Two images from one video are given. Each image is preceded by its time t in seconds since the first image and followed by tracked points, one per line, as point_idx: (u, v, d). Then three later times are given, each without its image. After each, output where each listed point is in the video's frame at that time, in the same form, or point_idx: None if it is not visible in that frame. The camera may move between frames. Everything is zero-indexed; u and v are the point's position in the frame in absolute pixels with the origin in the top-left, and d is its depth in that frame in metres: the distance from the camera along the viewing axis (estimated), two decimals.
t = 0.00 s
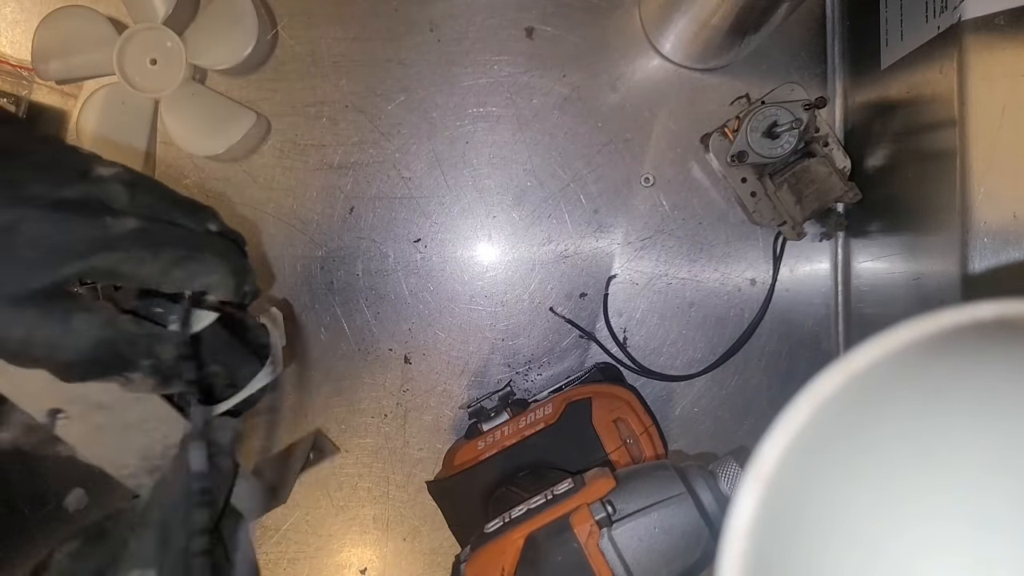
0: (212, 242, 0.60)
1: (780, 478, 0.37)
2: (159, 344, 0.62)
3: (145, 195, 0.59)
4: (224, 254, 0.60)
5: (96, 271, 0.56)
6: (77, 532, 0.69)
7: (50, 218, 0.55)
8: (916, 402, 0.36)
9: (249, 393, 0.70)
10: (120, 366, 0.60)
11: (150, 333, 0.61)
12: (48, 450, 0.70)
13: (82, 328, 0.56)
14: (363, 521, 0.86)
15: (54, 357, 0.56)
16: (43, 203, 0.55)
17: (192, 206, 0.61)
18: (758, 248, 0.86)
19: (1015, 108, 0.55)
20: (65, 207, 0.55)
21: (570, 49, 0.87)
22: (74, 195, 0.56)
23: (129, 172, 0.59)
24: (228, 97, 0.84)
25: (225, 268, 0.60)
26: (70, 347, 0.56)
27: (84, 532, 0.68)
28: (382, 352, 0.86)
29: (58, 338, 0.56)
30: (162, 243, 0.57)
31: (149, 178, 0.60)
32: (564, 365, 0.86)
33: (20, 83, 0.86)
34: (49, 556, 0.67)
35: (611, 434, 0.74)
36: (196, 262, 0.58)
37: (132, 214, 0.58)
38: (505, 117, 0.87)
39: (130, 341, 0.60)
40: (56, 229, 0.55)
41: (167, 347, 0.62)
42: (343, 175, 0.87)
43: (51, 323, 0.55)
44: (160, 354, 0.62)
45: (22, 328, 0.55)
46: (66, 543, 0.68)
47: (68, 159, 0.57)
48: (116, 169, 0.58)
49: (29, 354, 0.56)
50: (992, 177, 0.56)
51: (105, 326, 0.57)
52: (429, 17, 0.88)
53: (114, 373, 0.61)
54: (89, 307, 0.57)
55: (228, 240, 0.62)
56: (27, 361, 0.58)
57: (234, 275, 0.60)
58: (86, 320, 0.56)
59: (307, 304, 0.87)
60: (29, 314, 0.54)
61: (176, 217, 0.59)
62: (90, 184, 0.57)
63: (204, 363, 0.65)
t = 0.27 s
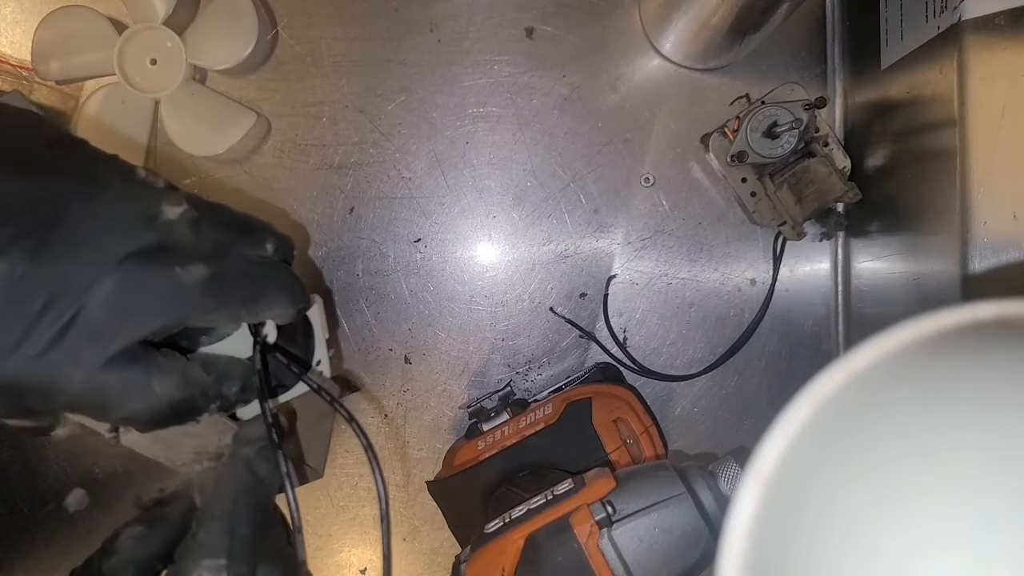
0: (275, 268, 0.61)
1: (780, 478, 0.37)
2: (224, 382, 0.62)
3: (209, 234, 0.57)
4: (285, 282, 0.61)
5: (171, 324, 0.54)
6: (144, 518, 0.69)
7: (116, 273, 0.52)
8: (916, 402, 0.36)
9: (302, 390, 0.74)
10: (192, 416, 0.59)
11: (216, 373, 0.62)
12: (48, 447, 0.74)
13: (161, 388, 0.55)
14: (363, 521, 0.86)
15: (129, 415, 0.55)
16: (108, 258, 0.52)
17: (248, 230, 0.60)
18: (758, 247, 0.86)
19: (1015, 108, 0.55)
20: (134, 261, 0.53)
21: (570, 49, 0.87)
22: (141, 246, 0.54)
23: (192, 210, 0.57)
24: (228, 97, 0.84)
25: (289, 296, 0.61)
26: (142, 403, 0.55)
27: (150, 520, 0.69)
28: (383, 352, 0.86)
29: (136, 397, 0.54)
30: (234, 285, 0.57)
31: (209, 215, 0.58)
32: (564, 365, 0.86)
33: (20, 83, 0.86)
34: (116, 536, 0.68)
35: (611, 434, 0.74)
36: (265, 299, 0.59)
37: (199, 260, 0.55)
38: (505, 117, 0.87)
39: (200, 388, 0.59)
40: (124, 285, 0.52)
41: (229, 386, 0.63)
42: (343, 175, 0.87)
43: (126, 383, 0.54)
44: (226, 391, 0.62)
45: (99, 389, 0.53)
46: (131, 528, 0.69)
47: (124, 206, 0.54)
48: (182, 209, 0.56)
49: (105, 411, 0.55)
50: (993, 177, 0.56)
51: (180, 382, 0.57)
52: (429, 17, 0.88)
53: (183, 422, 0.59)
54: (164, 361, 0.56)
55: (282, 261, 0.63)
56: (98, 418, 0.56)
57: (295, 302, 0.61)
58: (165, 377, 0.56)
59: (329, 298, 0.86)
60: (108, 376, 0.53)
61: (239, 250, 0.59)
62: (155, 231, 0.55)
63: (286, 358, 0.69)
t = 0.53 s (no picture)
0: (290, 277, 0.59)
1: (780, 478, 0.37)
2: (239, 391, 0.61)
3: (230, 243, 0.55)
4: (303, 291, 0.59)
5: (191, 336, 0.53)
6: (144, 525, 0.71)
7: (137, 286, 0.51)
8: (916, 401, 0.36)
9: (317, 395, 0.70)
10: (206, 425, 0.59)
11: (233, 382, 0.61)
12: (49, 444, 0.69)
13: (180, 400, 0.54)
14: (363, 521, 0.86)
15: (147, 426, 0.54)
16: (130, 270, 0.51)
17: (267, 238, 0.58)
18: (758, 247, 0.86)
19: (1015, 108, 0.55)
20: (155, 273, 0.51)
21: (570, 49, 0.87)
22: (162, 256, 0.52)
23: (212, 218, 0.55)
24: (228, 97, 0.84)
25: (306, 305, 0.59)
26: (162, 415, 0.54)
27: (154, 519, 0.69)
28: (383, 352, 0.86)
29: (157, 410, 0.54)
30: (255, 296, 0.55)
31: (229, 223, 0.56)
32: (565, 365, 0.86)
33: (20, 83, 0.86)
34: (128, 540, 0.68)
35: (611, 434, 0.74)
36: (284, 309, 0.57)
37: (219, 270, 0.54)
38: (505, 117, 0.87)
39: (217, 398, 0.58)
40: (145, 298, 0.51)
41: (244, 394, 0.62)
42: (343, 175, 0.87)
43: (147, 396, 0.52)
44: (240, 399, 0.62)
45: (119, 404, 0.52)
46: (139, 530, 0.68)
47: (145, 216, 0.52)
48: (202, 218, 0.54)
49: (125, 423, 0.53)
50: (993, 177, 0.55)
51: (198, 394, 0.56)
52: (429, 17, 0.88)
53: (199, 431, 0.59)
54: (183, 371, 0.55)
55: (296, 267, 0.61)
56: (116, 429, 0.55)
57: (311, 310, 0.60)
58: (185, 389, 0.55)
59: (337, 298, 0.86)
60: (129, 390, 0.52)
61: (258, 259, 0.57)
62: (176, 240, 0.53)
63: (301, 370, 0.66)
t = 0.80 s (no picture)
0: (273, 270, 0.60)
1: (780, 478, 0.37)
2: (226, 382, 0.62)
3: (215, 237, 0.56)
4: (287, 285, 0.60)
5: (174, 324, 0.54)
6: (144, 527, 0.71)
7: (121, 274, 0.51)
8: (917, 401, 0.36)
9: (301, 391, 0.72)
10: (193, 415, 0.60)
11: (218, 374, 0.61)
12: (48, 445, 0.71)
13: (166, 388, 0.55)
14: (363, 521, 0.86)
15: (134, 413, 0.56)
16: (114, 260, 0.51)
17: (252, 233, 0.59)
18: (758, 247, 0.86)
19: (1015, 108, 0.55)
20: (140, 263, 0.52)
21: (570, 49, 0.87)
22: (146, 247, 0.53)
23: (196, 211, 0.56)
24: (228, 97, 0.84)
25: (291, 299, 0.60)
26: (147, 402, 0.55)
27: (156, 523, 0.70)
28: (383, 352, 0.86)
29: (142, 396, 0.55)
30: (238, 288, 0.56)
31: (214, 216, 0.57)
32: (565, 365, 0.86)
33: (20, 83, 0.86)
34: (133, 549, 0.68)
35: (611, 434, 0.74)
36: (268, 301, 0.58)
37: (202, 261, 0.54)
38: (505, 117, 0.87)
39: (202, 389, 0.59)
40: (129, 287, 0.51)
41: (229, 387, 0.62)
42: (343, 175, 0.87)
43: (132, 383, 0.54)
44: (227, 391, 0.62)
45: (105, 391, 0.53)
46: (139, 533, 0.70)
47: (132, 208, 0.53)
48: (186, 210, 0.55)
49: (111, 411, 0.54)
50: (993, 177, 0.55)
51: (184, 382, 0.57)
52: (429, 17, 0.88)
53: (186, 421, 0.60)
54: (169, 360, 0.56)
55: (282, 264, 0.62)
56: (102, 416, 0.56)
57: (296, 305, 0.61)
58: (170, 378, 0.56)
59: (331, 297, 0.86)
60: (115, 378, 0.53)
61: (243, 252, 0.58)
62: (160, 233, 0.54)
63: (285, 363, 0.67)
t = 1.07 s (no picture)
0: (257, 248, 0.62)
1: (780, 479, 0.37)
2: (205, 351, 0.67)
3: (199, 209, 0.58)
4: (272, 262, 0.63)
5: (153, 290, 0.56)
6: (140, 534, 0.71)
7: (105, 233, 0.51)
8: (918, 401, 0.36)
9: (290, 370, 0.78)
10: (171, 381, 0.65)
11: (198, 345, 0.66)
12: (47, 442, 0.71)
13: (144, 350, 0.59)
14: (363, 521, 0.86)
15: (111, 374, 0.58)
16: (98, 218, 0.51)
17: (239, 212, 0.61)
18: (758, 247, 0.86)
19: (1015, 108, 0.55)
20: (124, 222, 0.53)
21: (570, 49, 0.87)
22: (131, 211, 0.53)
23: (180, 180, 0.57)
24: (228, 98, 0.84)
25: (274, 276, 0.64)
26: (125, 366, 0.59)
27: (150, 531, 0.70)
28: (383, 352, 0.86)
29: (121, 359, 0.58)
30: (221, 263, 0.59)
31: (198, 188, 0.58)
32: (565, 365, 0.86)
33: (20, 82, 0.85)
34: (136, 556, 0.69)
35: (611, 434, 0.74)
36: (250, 276, 0.61)
37: (187, 230, 0.56)
38: (505, 117, 0.87)
39: (179, 354, 0.64)
40: (113, 248, 0.52)
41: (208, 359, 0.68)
42: (343, 175, 0.87)
43: (110, 344, 0.56)
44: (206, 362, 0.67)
45: (84, 348, 0.55)
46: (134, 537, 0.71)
47: (117, 172, 0.54)
48: (170, 178, 0.56)
49: (90, 371, 0.57)
50: (993, 177, 0.55)
51: (164, 346, 0.61)
52: (429, 17, 0.88)
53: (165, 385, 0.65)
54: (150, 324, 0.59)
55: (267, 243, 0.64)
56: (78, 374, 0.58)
57: (277, 284, 0.64)
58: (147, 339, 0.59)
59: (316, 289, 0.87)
60: (94, 338, 0.55)
61: (230, 231, 0.60)
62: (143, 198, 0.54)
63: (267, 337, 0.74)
